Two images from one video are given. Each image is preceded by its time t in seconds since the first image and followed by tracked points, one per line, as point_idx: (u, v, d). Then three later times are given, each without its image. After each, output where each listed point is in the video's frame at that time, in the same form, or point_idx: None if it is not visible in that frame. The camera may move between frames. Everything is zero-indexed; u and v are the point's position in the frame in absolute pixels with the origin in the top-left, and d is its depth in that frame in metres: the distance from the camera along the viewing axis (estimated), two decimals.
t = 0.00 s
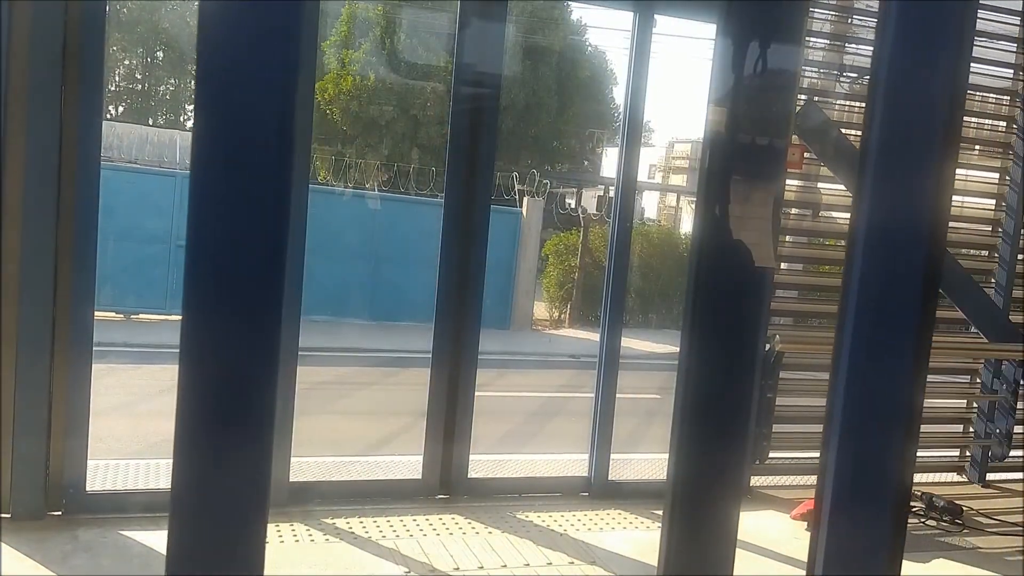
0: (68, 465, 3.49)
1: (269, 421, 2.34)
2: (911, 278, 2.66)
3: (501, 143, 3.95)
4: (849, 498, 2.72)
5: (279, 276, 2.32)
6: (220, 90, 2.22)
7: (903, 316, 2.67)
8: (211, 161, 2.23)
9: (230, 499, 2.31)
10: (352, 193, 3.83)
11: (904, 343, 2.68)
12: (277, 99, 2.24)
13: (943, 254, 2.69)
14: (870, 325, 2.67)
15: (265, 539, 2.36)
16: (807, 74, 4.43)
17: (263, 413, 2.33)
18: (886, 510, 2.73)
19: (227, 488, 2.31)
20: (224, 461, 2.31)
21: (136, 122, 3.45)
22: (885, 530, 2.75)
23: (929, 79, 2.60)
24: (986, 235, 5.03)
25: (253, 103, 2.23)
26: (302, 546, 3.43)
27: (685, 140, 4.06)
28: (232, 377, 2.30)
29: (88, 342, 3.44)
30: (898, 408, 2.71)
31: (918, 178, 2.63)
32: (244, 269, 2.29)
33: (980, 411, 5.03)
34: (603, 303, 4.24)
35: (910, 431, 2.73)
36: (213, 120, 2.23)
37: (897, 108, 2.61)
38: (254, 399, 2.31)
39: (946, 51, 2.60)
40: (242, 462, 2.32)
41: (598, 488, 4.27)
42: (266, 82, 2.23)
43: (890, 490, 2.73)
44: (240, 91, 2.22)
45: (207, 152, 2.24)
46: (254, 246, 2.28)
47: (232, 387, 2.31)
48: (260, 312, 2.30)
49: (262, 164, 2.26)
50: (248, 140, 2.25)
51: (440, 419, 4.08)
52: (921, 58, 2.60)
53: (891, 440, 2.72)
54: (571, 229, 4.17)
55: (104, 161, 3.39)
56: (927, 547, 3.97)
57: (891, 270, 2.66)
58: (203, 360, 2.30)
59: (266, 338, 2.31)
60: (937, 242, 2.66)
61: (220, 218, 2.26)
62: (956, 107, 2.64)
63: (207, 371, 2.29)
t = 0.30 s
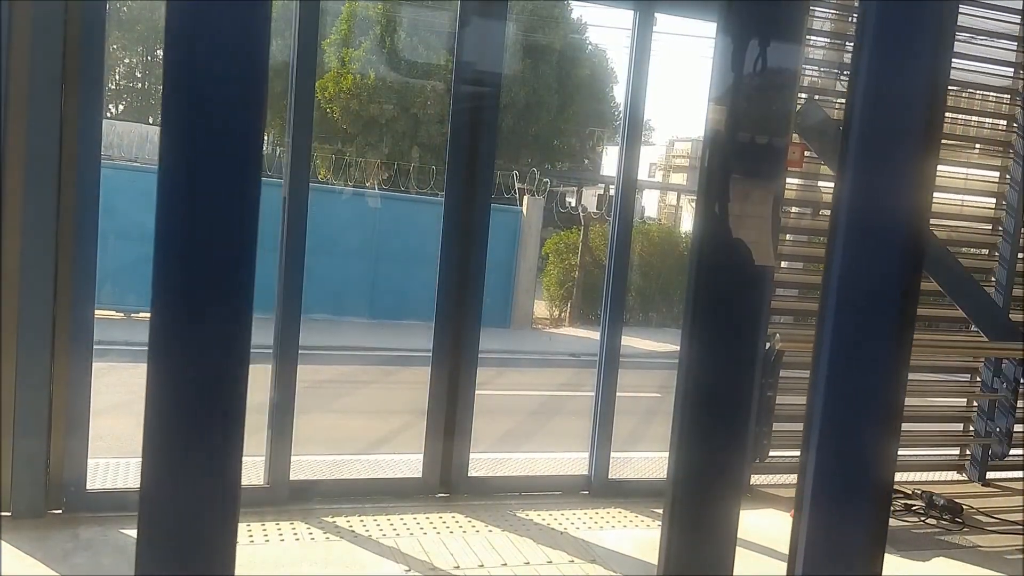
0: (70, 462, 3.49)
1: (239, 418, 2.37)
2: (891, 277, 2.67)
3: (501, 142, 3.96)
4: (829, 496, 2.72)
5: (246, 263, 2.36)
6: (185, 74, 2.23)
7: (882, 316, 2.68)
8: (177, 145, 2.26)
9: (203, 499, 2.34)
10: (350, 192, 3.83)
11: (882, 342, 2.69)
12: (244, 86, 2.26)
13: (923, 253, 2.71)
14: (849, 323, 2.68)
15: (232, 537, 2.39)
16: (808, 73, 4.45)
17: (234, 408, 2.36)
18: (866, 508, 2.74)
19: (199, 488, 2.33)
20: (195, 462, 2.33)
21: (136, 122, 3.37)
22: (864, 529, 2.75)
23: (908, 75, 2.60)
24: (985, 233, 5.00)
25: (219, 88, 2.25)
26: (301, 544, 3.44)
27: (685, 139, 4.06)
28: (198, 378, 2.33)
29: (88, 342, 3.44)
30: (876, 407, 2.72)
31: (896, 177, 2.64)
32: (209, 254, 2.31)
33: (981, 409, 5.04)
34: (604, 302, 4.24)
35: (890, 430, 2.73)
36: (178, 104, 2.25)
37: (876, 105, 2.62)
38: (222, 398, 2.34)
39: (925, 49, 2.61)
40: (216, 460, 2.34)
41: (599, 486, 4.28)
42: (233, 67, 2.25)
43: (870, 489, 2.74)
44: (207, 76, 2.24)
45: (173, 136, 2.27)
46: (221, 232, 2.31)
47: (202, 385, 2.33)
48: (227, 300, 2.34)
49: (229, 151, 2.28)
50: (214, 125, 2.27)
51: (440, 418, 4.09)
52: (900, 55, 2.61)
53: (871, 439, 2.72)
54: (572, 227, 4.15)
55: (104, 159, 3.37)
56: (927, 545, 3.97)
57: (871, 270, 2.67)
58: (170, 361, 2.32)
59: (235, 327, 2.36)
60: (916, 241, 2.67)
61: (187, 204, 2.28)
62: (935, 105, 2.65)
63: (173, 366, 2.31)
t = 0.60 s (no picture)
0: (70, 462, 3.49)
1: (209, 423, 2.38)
2: (872, 279, 2.67)
3: (501, 142, 3.96)
4: (809, 498, 2.72)
5: (211, 256, 2.34)
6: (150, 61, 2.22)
7: (863, 318, 2.68)
8: (141, 137, 2.25)
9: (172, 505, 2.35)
10: (352, 192, 3.83)
11: (863, 344, 2.69)
12: (208, 76, 2.24)
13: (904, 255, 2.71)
14: (829, 326, 2.68)
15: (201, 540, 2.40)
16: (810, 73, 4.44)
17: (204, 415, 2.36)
18: (846, 510, 2.74)
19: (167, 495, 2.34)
20: (162, 469, 2.33)
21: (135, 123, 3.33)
22: (845, 529, 2.75)
23: (890, 73, 2.58)
24: (984, 232, 4.99)
25: (183, 77, 2.23)
26: (301, 544, 3.44)
27: (686, 138, 4.09)
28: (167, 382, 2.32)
29: (87, 343, 3.41)
30: (858, 409, 2.71)
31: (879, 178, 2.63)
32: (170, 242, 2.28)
33: (981, 409, 5.04)
34: (604, 302, 4.23)
35: (872, 431, 2.73)
36: (142, 90, 2.22)
37: (859, 104, 2.61)
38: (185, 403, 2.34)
39: (909, 48, 2.59)
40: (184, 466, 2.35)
41: (599, 485, 4.28)
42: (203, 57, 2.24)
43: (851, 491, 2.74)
44: (172, 61, 2.22)
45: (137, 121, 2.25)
46: (185, 220, 2.29)
47: (167, 390, 2.33)
48: (190, 290, 2.32)
49: (194, 144, 2.27)
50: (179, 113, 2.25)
51: (441, 418, 4.09)
52: (883, 53, 2.59)
53: (852, 441, 2.72)
54: (572, 227, 4.15)
55: (104, 159, 3.31)
56: (927, 545, 3.98)
57: (852, 272, 2.67)
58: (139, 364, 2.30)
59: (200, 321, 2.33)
60: (898, 243, 2.67)
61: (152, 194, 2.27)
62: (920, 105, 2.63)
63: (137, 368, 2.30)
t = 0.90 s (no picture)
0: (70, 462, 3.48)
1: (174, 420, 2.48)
2: (853, 281, 2.65)
3: (502, 142, 3.96)
4: (789, 501, 2.71)
5: (181, 255, 2.43)
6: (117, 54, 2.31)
7: (844, 321, 2.66)
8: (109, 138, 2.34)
9: (139, 502, 2.43)
10: (354, 192, 3.83)
11: (845, 346, 2.68)
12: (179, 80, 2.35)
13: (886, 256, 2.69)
14: (810, 328, 2.68)
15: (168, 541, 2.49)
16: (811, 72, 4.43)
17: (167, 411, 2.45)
18: (829, 514, 2.71)
19: (135, 493, 2.43)
20: (129, 468, 2.41)
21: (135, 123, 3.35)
22: (828, 533, 2.73)
23: (870, 75, 2.57)
24: (986, 232, 5.01)
25: (150, 83, 2.33)
26: (301, 544, 3.44)
27: (686, 139, 4.12)
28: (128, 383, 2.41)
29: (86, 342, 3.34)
30: (840, 411, 2.69)
31: (859, 180, 2.62)
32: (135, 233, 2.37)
33: (982, 409, 5.06)
34: (604, 301, 4.22)
35: (854, 434, 2.71)
36: (108, 89, 2.31)
37: (837, 106, 2.60)
38: (152, 407, 2.43)
39: (890, 47, 2.56)
40: (150, 463, 2.44)
41: (600, 485, 4.28)
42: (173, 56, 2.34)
43: (834, 494, 2.71)
44: (142, 62, 2.32)
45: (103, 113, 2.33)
46: (153, 215, 2.38)
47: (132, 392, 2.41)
48: (159, 285, 2.41)
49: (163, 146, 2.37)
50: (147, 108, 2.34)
51: (442, 418, 4.08)
52: (863, 54, 2.57)
53: (834, 443, 2.70)
54: (572, 227, 4.15)
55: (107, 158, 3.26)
56: (927, 545, 3.98)
57: (833, 274, 2.65)
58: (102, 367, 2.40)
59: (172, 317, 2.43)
60: (880, 244, 2.66)
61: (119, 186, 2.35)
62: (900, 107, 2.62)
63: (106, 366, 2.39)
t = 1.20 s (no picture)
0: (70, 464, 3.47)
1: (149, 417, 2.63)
2: (830, 280, 2.67)
3: (503, 142, 3.96)
4: (769, 499, 2.71)
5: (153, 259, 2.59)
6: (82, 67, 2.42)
7: (822, 320, 2.68)
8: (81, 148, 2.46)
9: (116, 500, 2.56)
10: (354, 192, 3.83)
11: (822, 345, 2.69)
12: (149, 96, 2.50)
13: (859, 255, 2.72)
14: (788, 327, 2.67)
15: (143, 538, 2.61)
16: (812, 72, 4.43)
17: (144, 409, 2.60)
18: (808, 511, 2.73)
19: (107, 491, 2.56)
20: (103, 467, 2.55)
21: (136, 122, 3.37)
22: (806, 530, 2.74)
23: (848, 75, 2.59)
24: (987, 233, 5.01)
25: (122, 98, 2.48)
26: (302, 544, 3.44)
27: (687, 140, 4.11)
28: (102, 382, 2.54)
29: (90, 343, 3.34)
30: (818, 409, 2.71)
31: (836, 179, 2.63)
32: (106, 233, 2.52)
33: (982, 409, 5.07)
34: (605, 301, 4.23)
35: (832, 432, 2.73)
36: (82, 104, 2.45)
37: (816, 105, 2.60)
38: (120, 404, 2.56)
39: (866, 48, 2.60)
40: (126, 462, 2.58)
41: (600, 485, 4.29)
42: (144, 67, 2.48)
43: (813, 491, 2.73)
44: (113, 79, 2.46)
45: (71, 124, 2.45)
46: (123, 220, 2.53)
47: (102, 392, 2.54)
48: (128, 285, 2.56)
49: (133, 156, 2.51)
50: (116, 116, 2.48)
51: (442, 419, 4.08)
52: (840, 54, 2.59)
53: (812, 441, 2.72)
54: (573, 227, 4.15)
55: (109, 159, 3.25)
56: (927, 545, 3.99)
57: (810, 273, 2.66)
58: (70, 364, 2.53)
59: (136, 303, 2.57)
60: (855, 244, 2.68)
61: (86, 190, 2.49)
62: (875, 108, 2.65)
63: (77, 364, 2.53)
